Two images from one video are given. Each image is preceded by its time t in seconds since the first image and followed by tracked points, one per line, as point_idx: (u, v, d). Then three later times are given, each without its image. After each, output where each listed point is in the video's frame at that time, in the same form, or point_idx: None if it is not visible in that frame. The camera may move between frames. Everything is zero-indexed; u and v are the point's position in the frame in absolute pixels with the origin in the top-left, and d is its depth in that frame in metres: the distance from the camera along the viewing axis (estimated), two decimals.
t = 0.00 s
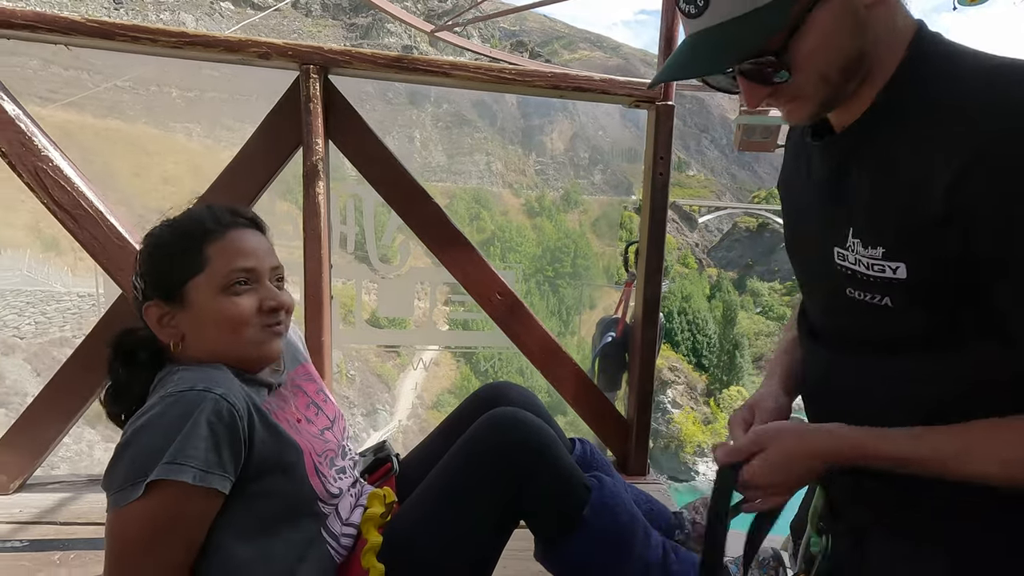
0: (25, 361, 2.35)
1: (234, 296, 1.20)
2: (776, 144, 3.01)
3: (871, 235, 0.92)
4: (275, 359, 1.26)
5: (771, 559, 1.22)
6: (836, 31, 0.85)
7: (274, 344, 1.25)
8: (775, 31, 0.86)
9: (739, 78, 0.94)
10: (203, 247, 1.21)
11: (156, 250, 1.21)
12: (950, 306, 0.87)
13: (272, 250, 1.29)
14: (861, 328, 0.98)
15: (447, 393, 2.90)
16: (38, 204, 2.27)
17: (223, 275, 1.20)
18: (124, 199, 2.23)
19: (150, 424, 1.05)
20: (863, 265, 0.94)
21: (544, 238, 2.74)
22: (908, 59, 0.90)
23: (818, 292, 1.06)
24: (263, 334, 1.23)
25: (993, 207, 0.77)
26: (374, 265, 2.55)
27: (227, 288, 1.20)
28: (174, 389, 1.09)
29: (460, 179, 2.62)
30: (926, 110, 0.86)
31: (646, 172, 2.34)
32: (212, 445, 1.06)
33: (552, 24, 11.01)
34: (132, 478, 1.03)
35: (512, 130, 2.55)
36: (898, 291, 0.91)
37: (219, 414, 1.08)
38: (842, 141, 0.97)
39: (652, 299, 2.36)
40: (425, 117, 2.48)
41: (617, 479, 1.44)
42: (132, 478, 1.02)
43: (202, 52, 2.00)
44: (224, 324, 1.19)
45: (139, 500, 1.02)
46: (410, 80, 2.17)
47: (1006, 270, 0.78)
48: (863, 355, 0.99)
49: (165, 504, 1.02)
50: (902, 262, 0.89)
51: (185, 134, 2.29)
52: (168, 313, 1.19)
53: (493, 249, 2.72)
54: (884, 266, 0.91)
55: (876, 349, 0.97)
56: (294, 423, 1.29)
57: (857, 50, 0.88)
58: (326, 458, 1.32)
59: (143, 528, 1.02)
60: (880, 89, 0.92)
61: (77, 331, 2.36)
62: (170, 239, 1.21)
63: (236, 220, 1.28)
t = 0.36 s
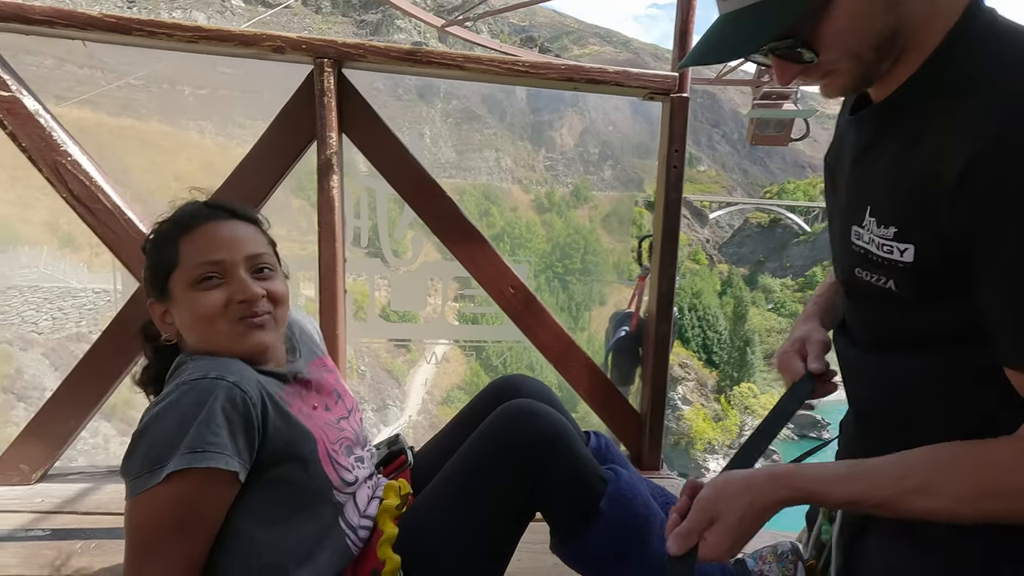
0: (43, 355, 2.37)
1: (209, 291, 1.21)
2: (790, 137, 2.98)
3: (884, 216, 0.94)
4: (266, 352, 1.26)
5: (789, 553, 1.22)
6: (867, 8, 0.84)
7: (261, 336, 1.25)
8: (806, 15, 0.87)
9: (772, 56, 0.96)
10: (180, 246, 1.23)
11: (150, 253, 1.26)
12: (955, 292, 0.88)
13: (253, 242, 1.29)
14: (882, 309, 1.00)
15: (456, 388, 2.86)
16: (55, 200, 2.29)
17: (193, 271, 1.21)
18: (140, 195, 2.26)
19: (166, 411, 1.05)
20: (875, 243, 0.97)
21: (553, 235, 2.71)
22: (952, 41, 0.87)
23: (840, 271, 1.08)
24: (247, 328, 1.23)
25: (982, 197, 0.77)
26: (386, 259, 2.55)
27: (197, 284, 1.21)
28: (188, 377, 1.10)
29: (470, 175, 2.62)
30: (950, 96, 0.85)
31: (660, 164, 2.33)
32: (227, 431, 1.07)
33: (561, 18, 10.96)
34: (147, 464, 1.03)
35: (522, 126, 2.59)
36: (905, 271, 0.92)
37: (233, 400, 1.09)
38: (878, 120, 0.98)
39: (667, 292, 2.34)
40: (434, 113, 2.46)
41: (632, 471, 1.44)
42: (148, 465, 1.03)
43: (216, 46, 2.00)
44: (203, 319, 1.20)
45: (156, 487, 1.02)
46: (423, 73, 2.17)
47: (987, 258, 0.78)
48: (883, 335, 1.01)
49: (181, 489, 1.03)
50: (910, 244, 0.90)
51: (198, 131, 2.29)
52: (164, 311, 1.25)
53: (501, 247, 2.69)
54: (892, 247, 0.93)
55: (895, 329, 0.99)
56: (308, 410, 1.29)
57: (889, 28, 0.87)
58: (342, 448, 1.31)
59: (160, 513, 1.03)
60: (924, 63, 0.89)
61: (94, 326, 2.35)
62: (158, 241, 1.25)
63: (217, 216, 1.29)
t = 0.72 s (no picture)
0: (58, 351, 2.39)
1: (216, 295, 1.21)
2: (801, 131, 2.96)
3: (875, 200, 0.93)
4: (275, 355, 1.26)
5: (801, 551, 1.23)
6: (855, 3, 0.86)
7: (270, 339, 1.25)
8: (782, 9, 0.91)
9: (771, 58, 1.00)
10: (186, 248, 1.22)
11: (155, 252, 1.25)
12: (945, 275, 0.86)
13: (258, 242, 1.27)
14: (878, 294, 0.99)
15: (465, 384, 2.86)
16: (68, 198, 2.31)
17: (204, 273, 1.21)
18: (154, 193, 2.28)
19: (183, 407, 1.06)
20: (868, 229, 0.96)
21: (561, 231, 2.69)
22: (951, 28, 0.84)
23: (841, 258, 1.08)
24: (255, 332, 1.23)
25: (954, 177, 0.76)
26: (396, 255, 2.57)
27: (208, 286, 1.21)
28: (202, 372, 1.11)
29: (478, 172, 2.59)
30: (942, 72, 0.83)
31: (670, 158, 2.32)
32: (242, 426, 1.08)
33: (569, 13, 10.91)
34: (165, 461, 1.04)
35: (529, 121, 2.57)
36: (893, 255, 0.92)
37: (248, 395, 1.10)
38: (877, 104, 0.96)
39: (677, 288, 2.33)
40: (442, 109, 2.48)
41: (642, 467, 1.44)
42: (166, 461, 1.04)
43: (227, 43, 2.01)
44: (211, 324, 1.20)
45: (174, 483, 1.03)
46: (432, 68, 2.17)
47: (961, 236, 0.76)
48: (879, 322, 1.01)
49: (199, 484, 1.04)
50: (897, 228, 0.89)
51: (208, 129, 2.30)
52: (172, 311, 1.24)
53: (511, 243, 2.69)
54: (881, 231, 0.92)
55: (889, 314, 0.98)
56: (317, 402, 1.30)
57: (881, 17, 0.88)
58: (353, 441, 1.32)
59: (179, 507, 1.04)
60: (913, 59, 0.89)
61: (108, 321, 2.39)
62: (162, 241, 1.24)
63: (221, 215, 1.27)
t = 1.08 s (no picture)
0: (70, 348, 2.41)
1: (210, 295, 1.21)
2: (809, 127, 2.93)
3: (887, 158, 0.87)
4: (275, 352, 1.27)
5: (804, 548, 1.15)
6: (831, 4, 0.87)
7: (269, 335, 1.26)
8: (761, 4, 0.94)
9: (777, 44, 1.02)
10: (175, 251, 1.22)
11: (145, 258, 1.25)
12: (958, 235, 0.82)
13: (247, 239, 1.28)
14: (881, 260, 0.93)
15: (472, 381, 2.88)
16: (78, 196, 2.33)
17: (195, 274, 1.21)
18: (162, 192, 2.29)
19: (182, 406, 1.07)
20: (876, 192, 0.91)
21: (568, 228, 2.70)
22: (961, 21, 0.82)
23: (842, 221, 1.00)
24: (253, 329, 1.24)
25: (970, 135, 0.72)
26: (402, 252, 2.58)
27: (201, 287, 1.22)
28: (201, 372, 1.12)
29: (485, 168, 2.59)
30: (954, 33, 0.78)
31: (675, 155, 2.31)
32: (242, 423, 1.09)
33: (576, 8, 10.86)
34: (165, 460, 1.05)
35: (537, 118, 2.56)
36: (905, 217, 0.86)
37: (247, 393, 1.10)
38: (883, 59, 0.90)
39: (681, 285, 2.32)
40: (449, 105, 2.47)
41: (643, 464, 1.43)
42: (167, 461, 1.04)
43: (231, 42, 2.02)
44: (208, 324, 1.21)
45: (174, 482, 1.04)
46: (435, 65, 2.17)
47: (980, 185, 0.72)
48: (882, 289, 0.94)
49: (201, 481, 1.05)
50: (912, 186, 0.83)
51: (216, 127, 2.32)
52: (168, 315, 1.25)
53: (516, 240, 2.64)
54: (894, 190, 0.86)
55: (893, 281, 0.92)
56: (317, 400, 1.31)
57: (865, 7, 0.87)
58: (352, 439, 1.32)
59: (181, 505, 1.04)
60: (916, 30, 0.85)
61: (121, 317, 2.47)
62: (151, 246, 1.24)
63: (207, 215, 1.27)
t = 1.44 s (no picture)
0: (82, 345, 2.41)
1: (172, 299, 1.28)
2: (820, 120, 2.90)
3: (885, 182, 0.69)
4: (262, 310, 1.35)
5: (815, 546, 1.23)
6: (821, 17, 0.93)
7: (245, 298, 1.33)
8: None
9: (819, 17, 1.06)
10: (114, 288, 1.28)
11: (95, 324, 1.31)
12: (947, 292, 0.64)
13: (162, 248, 1.35)
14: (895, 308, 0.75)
15: (480, 377, 2.87)
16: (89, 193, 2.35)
17: (146, 292, 1.28)
18: (172, 188, 2.31)
19: (208, 407, 1.09)
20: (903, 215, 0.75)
21: (576, 224, 2.70)
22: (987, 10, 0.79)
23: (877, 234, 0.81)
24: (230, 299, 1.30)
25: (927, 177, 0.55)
26: (409, 248, 2.57)
27: (157, 298, 1.28)
28: (227, 372, 1.14)
29: (492, 164, 2.60)
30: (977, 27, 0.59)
31: (683, 150, 2.29)
32: (271, 424, 1.11)
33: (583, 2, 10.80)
34: (194, 460, 1.06)
35: (544, 114, 2.58)
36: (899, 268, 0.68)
37: (274, 393, 1.12)
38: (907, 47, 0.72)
39: (690, 281, 2.30)
40: (456, 102, 2.48)
41: (653, 461, 1.43)
42: (195, 461, 1.06)
43: (239, 38, 2.02)
44: (187, 323, 1.27)
45: (203, 482, 1.06)
46: (442, 60, 2.16)
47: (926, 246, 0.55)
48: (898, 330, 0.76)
49: (230, 481, 1.07)
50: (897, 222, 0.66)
51: (225, 124, 2.34)
52: (156, 353, 1.31)
53: (524, 237, 2.67)
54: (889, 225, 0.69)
55: (917, 331, 0.72)
56: (335, 399, 1.31)
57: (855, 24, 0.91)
58: (369, 438, 1.33)
59: (208, 503, 1.06)
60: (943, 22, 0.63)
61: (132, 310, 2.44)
62: (92, 310, 1.30)
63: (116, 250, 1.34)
